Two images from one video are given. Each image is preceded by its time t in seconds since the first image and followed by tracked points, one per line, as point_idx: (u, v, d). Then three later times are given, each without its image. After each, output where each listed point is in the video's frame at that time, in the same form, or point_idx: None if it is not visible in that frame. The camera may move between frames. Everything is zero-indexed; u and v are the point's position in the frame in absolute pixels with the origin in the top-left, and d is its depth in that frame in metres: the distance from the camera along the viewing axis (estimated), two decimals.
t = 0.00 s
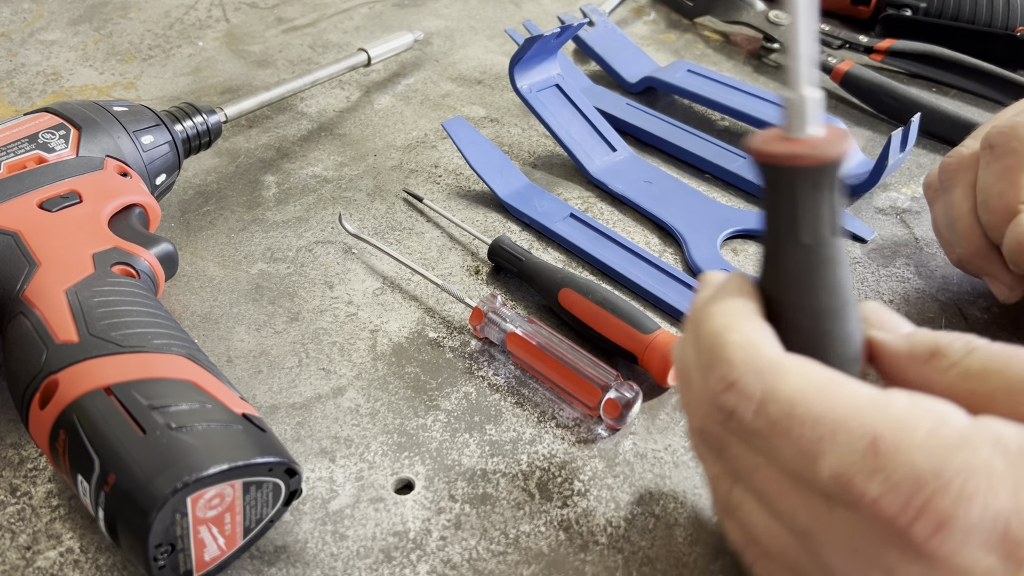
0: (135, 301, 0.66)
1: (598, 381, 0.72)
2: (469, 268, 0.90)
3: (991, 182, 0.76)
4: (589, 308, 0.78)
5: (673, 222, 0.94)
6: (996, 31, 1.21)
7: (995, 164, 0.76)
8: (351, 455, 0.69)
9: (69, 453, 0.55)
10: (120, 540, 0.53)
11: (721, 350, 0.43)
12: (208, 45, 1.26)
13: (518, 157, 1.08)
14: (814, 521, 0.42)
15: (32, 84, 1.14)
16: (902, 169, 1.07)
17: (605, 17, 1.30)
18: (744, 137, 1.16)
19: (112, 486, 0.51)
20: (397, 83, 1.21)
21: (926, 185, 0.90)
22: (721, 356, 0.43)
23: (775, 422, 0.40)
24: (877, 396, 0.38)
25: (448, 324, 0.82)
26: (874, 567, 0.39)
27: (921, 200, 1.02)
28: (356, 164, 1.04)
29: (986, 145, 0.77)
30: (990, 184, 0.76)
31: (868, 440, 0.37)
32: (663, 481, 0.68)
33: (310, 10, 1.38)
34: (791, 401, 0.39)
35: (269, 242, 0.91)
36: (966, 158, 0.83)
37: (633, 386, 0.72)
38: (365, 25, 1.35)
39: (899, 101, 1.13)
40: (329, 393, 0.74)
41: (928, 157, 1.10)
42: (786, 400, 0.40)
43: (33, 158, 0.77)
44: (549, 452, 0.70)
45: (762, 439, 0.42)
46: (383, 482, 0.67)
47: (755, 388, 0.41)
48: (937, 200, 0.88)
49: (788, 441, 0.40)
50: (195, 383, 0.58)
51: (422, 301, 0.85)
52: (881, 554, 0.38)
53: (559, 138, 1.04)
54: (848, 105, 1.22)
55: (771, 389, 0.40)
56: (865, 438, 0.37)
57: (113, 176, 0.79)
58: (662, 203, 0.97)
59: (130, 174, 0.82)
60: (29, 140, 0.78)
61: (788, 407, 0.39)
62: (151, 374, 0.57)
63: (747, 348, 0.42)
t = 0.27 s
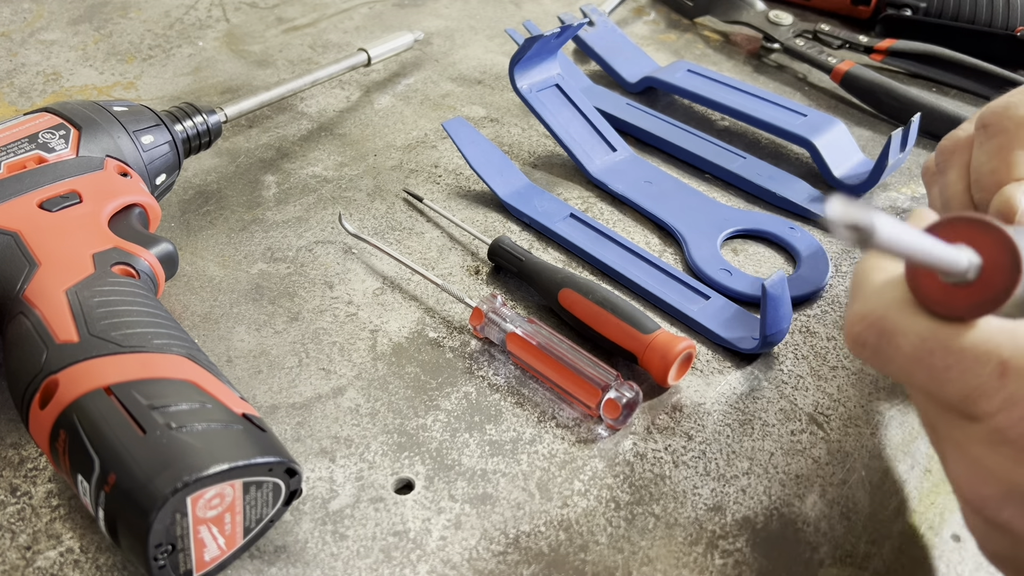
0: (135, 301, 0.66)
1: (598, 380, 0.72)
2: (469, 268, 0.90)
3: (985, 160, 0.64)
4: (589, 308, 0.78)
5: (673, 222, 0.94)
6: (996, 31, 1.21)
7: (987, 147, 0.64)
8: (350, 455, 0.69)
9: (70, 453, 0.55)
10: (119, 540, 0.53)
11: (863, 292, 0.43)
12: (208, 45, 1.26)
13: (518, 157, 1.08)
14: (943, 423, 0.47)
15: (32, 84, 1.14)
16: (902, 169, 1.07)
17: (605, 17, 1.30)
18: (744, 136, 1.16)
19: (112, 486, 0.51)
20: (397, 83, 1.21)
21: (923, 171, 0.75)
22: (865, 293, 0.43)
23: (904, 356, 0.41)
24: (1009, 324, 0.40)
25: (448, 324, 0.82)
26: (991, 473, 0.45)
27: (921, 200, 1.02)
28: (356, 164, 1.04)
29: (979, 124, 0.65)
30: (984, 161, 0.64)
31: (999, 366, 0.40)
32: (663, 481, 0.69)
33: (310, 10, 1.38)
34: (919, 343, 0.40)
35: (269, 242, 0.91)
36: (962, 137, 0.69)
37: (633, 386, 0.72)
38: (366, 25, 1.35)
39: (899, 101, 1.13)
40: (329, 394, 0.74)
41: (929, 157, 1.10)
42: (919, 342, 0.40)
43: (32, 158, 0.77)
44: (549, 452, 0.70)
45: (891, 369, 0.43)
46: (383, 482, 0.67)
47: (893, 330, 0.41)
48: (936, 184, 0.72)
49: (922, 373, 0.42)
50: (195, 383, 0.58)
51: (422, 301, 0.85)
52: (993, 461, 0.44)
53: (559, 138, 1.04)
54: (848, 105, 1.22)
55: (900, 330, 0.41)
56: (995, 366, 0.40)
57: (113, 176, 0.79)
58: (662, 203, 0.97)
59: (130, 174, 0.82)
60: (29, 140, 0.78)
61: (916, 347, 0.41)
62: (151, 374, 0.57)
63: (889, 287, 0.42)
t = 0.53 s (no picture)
0: (135, 300, 0.66)
1: (598, 381, 0.72)
2: (469, 268, 0.90)
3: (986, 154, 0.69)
4: (589, 308, 0.78)
5: (673, 222, 0.94)
6: (996, 31, 1.21)
7: (991, 139, 0.65)
8: (350, 455, 0.69)
9: (70, 453, 0.55)
10: (119, 540, 0.53)
11: (821, 315, 0.45)
12: (208, 45, 1.26)
13: (518, 157, 1.08)
14: (909, 448, 0.47)
15: (32, 84, 1.14)
16: (902, 169, 1.07)
17: (605, 16, 1.30)
18: (744, 136, 1.16)
19: (112, 486, 0.51)
20: (397, 83, 1.21)
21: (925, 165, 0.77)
22: (824, 314, 0.45)
23: (864, 375, 0.43)
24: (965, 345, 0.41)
25: (448, 324, 0.82)
26: (955, 495, 0.45)
27: (921, 200, 1.02)
28: (356, 164, 1.04)
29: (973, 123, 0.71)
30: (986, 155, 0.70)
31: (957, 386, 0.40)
32: (663, 481, 0.69)
33: (310, 10, 1.38)
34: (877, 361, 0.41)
35: (270, 242, 0.91)
36: (967, 131, 0.71)
37: (633, 386, 0.72)
38: (366, 25, 1.35)
39: (899, 101, 1.13)
40: (329, 394, 0.74)
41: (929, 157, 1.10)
42: (876, 360, 0.41)
43: (32, 158, 0.77)
44: (549, 452, 0.70)
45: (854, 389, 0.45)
46: (383, 482, 0.67)
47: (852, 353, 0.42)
48: (939, 179, 0.74)
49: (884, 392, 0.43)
50: (195, 383, 0.58)
51: (422, 301, 0.85)
52: (957, 483, 0.44)
53: (558, 138, 1.04)
54: (848, 105, 1.22)
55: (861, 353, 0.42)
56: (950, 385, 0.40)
57: (113, 176, 0.79)
58: (662, 203, 0.97)
59: (130, 174, 0.82)
60: (29, 140, 0.78)
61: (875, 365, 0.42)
62: (151, 374, 0.57)
63: (843, 309, 0.43)
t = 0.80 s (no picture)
0: (135, 301, 0.66)
1: (598, 381, 0.72)
2: (469, 268, 0.90)
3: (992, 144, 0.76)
4: (589, 307, 0.78)
5: (673, 222, 0.94)
6: (996, 31, 1.20)
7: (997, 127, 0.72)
8: (351, 455, 0.69)
9: (70, 453, 0.55)
10: (120, 540, 0.53)
11: (836, 278, 0.37)
12: (208, 45, 1.26)
13: (518, 157, 1.08)
14: (892, 488, 0.41)
15: (32, 84, 1.14)
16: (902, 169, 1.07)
17: (605, 16, 1.30)
18: (744, 136, 1.16)
19: (112, 486, 0.51)
20: (397, 83, 1.21)
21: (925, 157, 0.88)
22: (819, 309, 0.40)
23: (882, 358, 0.36)
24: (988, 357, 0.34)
25: (448, 324, 0.82)
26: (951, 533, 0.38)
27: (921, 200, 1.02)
28: (356, 164, 1.04)
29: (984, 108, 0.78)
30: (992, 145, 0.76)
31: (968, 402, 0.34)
32: (663, 481, 0.69)
33: (310, 10, 1.38)
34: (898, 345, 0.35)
35: (269, 242, 0.91)
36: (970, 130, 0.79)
37: (633, 386, 0.72)
38: (366, 25, 1.35)
39: (899, 101, 1.13)
40: (329, 394, 0.74)
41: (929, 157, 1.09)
42: (900, 339, 0.35)
43: (33, 158, 0.77)
44: (549, 452, 0.70)
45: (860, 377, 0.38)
46: (383, 482, 0.67)
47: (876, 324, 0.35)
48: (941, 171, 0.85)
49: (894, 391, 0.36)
50: (195, 383, 0.58)
51: (422, 301, 0.85)
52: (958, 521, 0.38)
53: (558, 138, 1.04)
54: (848, 105, 1.22)
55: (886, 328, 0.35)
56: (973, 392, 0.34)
57: (113, 176, 0.79)
58: (662, 203, 0.97)
59: (130, 174, 0.82)
60: (29, 140, 0.78)
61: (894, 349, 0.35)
62: (151, 374, 0.57)
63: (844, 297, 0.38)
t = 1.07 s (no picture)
0: (135, 300, 0.66)
1: (598, 381, 0.72)
2: (469, 268, 0.90)
3: (995, 143, 0.79)
4: (588, 307, 0.78)
5: (673, 223, 0.94)
6: (996, 31, 1.21)
7: (999, 127, 0.79)
8: (350, 455, 0.69)
9: (69, 452, 0.55)
10: (119, 540, 0.53)
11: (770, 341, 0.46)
12: (208, 45, 1.26)
13: (518, 157, 1.08)
14: (854, 514, 0.48)
15: (32, 84, 1.14)
16: (902, 169, 1.07)
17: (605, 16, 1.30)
18: (744, 137, 1.16)
19: (112, 486, 0.51)
20: (397, 83, 1.21)
21: (935, 155, 0.91)
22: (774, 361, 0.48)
23: (828, 401, 0.44)
24: (914, 386, 0.43)
25: (448, 324, 0.82)
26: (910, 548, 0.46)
27: (921, 200, 1.02)
28: (356, 164, 1.04)
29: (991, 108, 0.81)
30: (994, 143, 0.79)
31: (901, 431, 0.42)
32: (663, 481, 0.69)
33: (310, 10, 1.38)
34: (835, 386, 0.43)
35: (269, 242, 0.91)
36: (973, 128, 0.85)
37: (633, 386, 0.72)
38: (366, 25, 1.35)
39: (899, 101, 1.13)
40: (329, 393, 0.74)
41: (928, 157, 1.09)
42: (839, 384, 0.43)
43: (32, 158, 0.77)
44: (549, 452, 0.70)
45: (811, 418, 0.47)
46: (383, 482, 0.67)
47: (818, 366, 0.44)
48: (947, 168, 0.89)
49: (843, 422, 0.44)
50: (195, 383, 0.58)
51: (422, 301, 0.85)
52: (917, 538, 0.45)
53: (558, 138, 1.04)
54: (848, 105, 1.22)
55: (823, 372, 0.44)
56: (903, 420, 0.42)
57: (113, 176, 0.79)
58: (662, 203, 0.97)
59: (130, 174, 0.82)
60: (29, 140, 0.78)
61: (833, 391, 0.44)
62: (151, 374, 0.57)
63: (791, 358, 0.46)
